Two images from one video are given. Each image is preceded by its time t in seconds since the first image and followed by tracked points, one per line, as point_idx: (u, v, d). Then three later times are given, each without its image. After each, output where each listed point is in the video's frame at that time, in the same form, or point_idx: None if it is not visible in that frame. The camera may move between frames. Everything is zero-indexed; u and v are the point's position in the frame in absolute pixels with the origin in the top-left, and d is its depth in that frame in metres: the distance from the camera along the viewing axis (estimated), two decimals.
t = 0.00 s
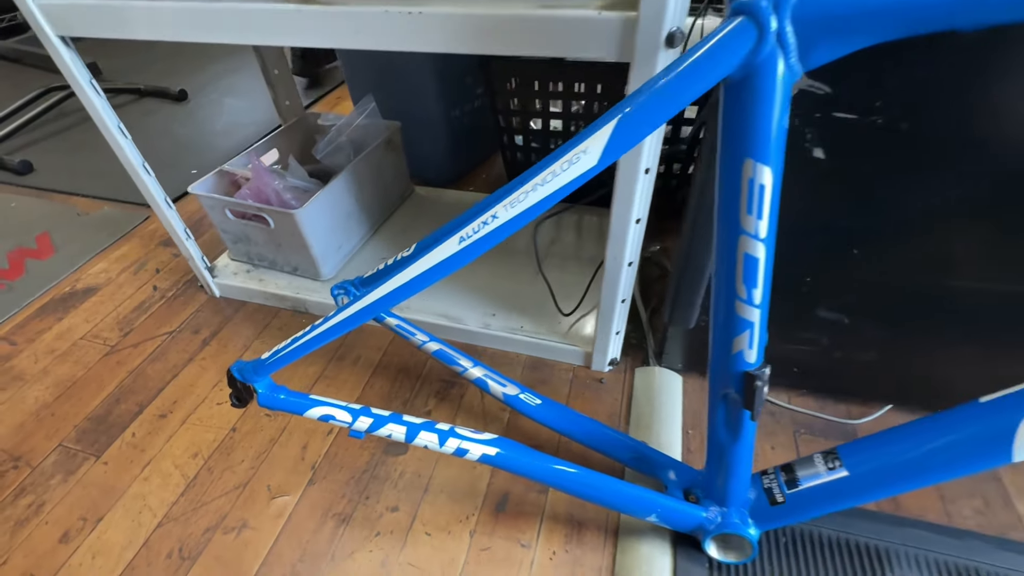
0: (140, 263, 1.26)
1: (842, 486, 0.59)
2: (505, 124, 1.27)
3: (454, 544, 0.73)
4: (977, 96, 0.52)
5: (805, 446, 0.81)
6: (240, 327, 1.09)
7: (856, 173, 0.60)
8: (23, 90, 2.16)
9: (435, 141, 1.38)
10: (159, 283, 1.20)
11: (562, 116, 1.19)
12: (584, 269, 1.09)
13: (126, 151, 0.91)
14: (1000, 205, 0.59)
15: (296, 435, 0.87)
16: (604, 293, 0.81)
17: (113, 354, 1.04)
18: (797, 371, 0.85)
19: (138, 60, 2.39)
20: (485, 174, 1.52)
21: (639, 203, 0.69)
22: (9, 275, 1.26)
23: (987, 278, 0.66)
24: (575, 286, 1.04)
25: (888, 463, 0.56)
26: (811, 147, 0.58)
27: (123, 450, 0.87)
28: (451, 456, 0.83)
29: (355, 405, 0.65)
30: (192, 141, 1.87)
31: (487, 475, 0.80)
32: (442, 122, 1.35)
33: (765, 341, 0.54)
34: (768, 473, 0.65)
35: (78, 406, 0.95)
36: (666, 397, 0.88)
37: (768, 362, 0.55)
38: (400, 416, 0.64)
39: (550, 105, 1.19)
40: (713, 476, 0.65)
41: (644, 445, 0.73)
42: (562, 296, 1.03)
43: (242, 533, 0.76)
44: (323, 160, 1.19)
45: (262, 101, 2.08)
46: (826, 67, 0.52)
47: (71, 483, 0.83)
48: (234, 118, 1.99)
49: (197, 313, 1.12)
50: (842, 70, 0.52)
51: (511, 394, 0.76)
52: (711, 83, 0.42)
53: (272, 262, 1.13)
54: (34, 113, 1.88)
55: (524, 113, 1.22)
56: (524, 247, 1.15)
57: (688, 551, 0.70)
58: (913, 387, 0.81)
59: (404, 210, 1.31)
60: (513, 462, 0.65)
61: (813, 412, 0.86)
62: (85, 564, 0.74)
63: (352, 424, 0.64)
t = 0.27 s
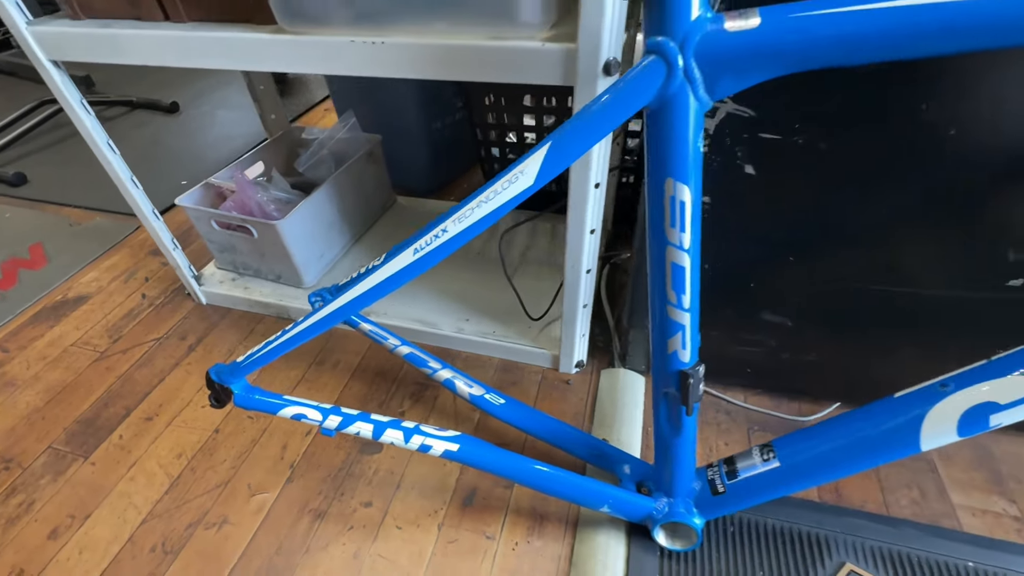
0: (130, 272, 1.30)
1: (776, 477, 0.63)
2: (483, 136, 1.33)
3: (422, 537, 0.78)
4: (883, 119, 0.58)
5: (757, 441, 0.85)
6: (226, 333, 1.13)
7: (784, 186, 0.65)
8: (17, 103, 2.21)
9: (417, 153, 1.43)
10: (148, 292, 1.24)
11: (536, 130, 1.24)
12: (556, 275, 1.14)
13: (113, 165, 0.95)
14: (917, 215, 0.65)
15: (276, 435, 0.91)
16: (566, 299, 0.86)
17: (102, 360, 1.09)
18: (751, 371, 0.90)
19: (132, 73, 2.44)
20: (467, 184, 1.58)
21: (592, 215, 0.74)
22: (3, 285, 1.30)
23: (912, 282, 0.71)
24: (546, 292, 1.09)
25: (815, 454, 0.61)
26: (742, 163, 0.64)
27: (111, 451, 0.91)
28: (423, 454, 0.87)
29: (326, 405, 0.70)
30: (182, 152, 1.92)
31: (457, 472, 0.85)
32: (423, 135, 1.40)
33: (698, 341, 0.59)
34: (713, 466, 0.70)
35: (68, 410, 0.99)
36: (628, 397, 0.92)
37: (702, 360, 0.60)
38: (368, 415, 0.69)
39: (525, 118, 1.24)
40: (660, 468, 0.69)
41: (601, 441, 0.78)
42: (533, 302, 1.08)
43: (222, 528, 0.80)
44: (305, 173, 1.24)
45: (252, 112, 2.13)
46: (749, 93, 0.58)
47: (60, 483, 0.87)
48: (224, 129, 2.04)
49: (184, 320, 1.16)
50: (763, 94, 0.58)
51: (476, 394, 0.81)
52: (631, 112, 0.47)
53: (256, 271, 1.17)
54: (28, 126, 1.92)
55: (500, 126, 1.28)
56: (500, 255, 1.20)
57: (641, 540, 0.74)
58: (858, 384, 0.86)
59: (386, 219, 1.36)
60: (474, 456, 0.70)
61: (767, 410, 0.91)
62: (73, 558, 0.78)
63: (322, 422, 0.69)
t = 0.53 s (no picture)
0: (123, 281, 1.34)
1: (733, 473, 0.67)
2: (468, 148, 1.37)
3: (401, 534, 0.81)
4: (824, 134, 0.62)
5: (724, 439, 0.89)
6: (216, 340, 1.17)
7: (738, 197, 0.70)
8: (15, 115, 2.25)
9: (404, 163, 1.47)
10: (141, 300, 1.28)
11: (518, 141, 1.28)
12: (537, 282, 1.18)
13: (108, 179, 0.99)
14: (863, 224, 0.69)
15: (263, 438, 0.94)
16: (541, 305, 0.90)
17: (96, 367, 1.12)
18: (719, 374, 0.94)
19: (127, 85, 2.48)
20: (454, 194, 1.62)
21: (561, 226, 0.78)
22: None
23: (863, 288, 0.76)
24: (526, 298, 1.12)
25: (767, 451, 0.64)
26: (698, 177, 0.68)
27: (102, 454, 0.94)
28: (404, 456, 0.90)
29: (307, 407, 0.73)
30: (177, 162, 1.96)
31: (436, 472, 0.88)
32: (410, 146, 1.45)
33: (655, 344, 0.63)
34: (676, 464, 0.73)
35: (61, 415, 1.02)
36: (603, 400, 0.96)
37: (660, 363, 0.64)
38: (347, 417, 0.72)
39: (508, 130, 1.29)
40: (625, 466, 0.73)
41: (572, 441, 0.82)
42: (513, 307, 1.11)
43: (209, 527, 0.83)
44: (293, 185, 1.28)
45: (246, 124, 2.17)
46: (700, 112, 0.63)
47: (53, 485, 0.90)
48: (218, 140, 2.08)
49: (176, 328, 1.20)
50: (712, 113, 0.63)
51: (453, 397, 0.84)
52: (581, 134, 0.51)
53: (246, 279, 1.21)
54: (25, 137, 1.96)
55: (484, 138, 1.32)
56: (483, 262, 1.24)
57: (610, 535, 0.78)
58: (821, 386, 0.90)
59: (374, 228, 1.39)
60: (448, 456, 0.73)
61: (735, 411, 0.95)
62: (64, 557, 0.81)
63: (303, 424, 0.72)
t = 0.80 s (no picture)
0: (119, 287, 1.39)
1: (685, 463, 0.72)
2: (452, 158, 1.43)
3: (380, 524, 0.85)
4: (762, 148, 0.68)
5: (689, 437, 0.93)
6: (208, 342, 1.21)
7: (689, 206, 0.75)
8: (15, 126, 2.31)
9: (391, 173, 1.53)
10: (136, 305, 1.33)
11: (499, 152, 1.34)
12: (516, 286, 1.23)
13: (105, 189, 1.04)
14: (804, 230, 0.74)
15: (251, 435, 0.99)
16: (514, 307, 0.95)
17: (91, 369, 1.16)
18: (684, 372, 0.99)
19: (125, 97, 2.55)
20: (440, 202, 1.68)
21: (529, 232, 0.83)
22: None
23: (810, 290, 0.81)
24: (505, 302, 1.17)
25: (715, 441, 0.69)
26: (652, 187, 0.74)
27: (97, 451, 0.99)
28: (385, 451, 0.95)
29: (289, 402, 0.78)
30: (172, 172, 2.01)
31: (414, 466, 0.93)
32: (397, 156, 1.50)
33: (610, 342, 0.68)
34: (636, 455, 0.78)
35: (57, 415, 1.07)
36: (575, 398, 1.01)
37: (615, 358, 0.69)
38: (326, 412, 0.77)
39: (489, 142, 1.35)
40: (588, 457, 0.78)
41: (542, 436, 0.86)
42: (493, 311, 1.16)
43: (198, 519, 0.87)
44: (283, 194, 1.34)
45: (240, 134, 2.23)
46: (649, 127, 0.68)
47: (49, 481, 0.95)
48: (213, 150, 2.14)
49: (169, 331, 1.24)
50: (659, 129, 0.69)
51: (430, 395, 0.89)
52: (533, 149, 0.57)
53: (237, 285, 1.26)
54: (25, 148, 2.02)
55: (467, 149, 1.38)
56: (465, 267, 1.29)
57: (576, 524, 0.82)
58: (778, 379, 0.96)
59: (362, 235, 1.45)
60: (422, 449, 0.78)
61: (700, 408, 1.00)
62: (59, 548, 0.85)
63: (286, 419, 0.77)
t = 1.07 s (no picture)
0: (112, 293, 1.44)
1: (637, 454, 0.77)
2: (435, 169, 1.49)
3: (356, 516, 0.90)
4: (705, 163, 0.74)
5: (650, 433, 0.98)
6: (197, 346, 1.26)
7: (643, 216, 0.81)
8: (13, 136, 2.36)
9: (377, 183, 1.59)
10: (128, 310, 1.38)
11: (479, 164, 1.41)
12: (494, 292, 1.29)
13: (100, 200, 1.10)
14: (748, 239, 0.81)
15: (236, 434, 1.04)
16: (486, 311, 1.00)
17: (84, 372, 1.21)
18: (648, 373, 1.04)
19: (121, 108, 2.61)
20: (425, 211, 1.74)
21: (497, 240, 0.89)
22: None
23: (758, 294, 0.87)
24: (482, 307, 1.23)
25: (664, 434, 0.75)
26: (607, 199, 0.80)
27: (88, 449, 1.03)
28: (363, 448, 1.00)
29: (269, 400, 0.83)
30: (166, 181, 2.07)
31: (391, 462, 0.98)
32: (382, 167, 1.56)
33: (565, 341, 0.74)
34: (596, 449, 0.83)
35: (51, 415, 1.11)
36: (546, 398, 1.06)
37: (571, 357, 0.74)
38: (304, 409, 0.82)
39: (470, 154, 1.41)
40: (550, 451, 0.83)
41: (510, 432, 0.91)
42: (470, 315, 1.22)
43: (183, 512, 0.92)
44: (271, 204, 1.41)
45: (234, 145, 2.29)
46: (600, 144, 0.74)
47: (42, 477, 0.99)
48: (207, 160, 2.20)
49: (160, 336, 1.30)
50: (611, 146, 0.75)
51: (405, 394, 0.93)
52: (488, 165, 0.63)
53: (226, 291, 1.31)
54: (23, 158, 2.07)
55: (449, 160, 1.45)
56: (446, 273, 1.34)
57: (540, 514, 0.88)
58: (735, 378, 1.02)
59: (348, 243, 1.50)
60: (394, 444, 0.83)
61: (664, 407, 1.05)
62: (51, 540, 0.90)
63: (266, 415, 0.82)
